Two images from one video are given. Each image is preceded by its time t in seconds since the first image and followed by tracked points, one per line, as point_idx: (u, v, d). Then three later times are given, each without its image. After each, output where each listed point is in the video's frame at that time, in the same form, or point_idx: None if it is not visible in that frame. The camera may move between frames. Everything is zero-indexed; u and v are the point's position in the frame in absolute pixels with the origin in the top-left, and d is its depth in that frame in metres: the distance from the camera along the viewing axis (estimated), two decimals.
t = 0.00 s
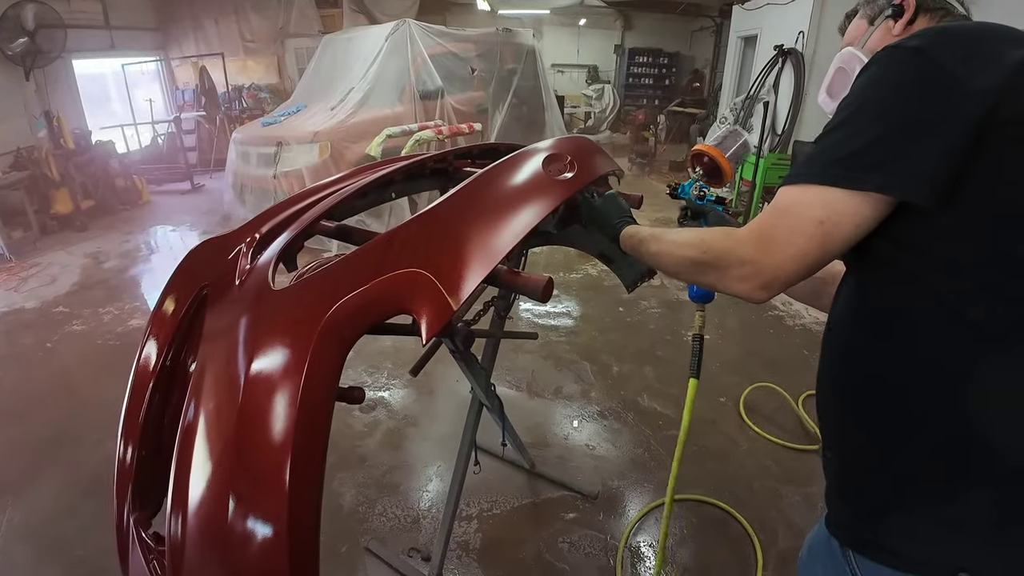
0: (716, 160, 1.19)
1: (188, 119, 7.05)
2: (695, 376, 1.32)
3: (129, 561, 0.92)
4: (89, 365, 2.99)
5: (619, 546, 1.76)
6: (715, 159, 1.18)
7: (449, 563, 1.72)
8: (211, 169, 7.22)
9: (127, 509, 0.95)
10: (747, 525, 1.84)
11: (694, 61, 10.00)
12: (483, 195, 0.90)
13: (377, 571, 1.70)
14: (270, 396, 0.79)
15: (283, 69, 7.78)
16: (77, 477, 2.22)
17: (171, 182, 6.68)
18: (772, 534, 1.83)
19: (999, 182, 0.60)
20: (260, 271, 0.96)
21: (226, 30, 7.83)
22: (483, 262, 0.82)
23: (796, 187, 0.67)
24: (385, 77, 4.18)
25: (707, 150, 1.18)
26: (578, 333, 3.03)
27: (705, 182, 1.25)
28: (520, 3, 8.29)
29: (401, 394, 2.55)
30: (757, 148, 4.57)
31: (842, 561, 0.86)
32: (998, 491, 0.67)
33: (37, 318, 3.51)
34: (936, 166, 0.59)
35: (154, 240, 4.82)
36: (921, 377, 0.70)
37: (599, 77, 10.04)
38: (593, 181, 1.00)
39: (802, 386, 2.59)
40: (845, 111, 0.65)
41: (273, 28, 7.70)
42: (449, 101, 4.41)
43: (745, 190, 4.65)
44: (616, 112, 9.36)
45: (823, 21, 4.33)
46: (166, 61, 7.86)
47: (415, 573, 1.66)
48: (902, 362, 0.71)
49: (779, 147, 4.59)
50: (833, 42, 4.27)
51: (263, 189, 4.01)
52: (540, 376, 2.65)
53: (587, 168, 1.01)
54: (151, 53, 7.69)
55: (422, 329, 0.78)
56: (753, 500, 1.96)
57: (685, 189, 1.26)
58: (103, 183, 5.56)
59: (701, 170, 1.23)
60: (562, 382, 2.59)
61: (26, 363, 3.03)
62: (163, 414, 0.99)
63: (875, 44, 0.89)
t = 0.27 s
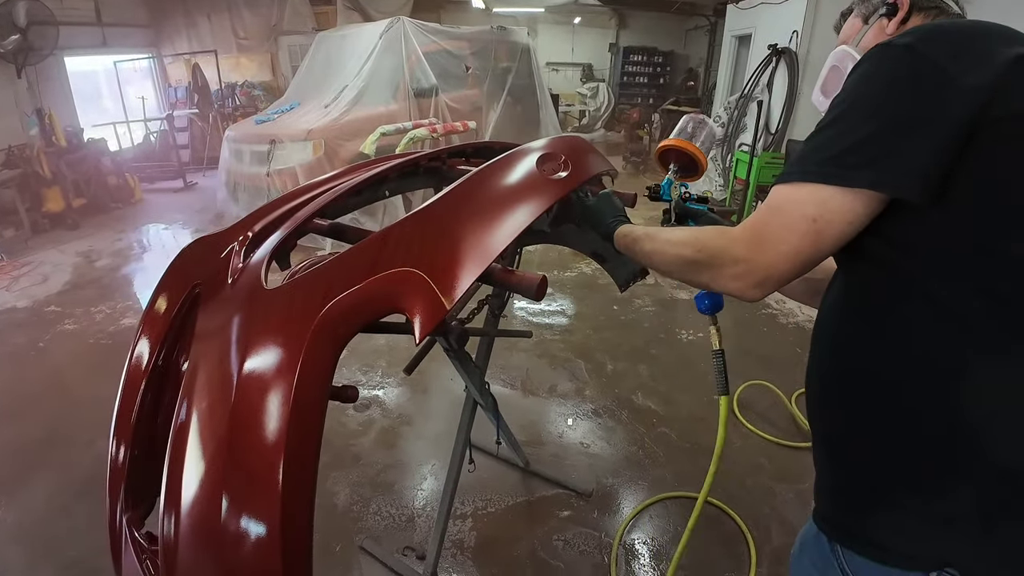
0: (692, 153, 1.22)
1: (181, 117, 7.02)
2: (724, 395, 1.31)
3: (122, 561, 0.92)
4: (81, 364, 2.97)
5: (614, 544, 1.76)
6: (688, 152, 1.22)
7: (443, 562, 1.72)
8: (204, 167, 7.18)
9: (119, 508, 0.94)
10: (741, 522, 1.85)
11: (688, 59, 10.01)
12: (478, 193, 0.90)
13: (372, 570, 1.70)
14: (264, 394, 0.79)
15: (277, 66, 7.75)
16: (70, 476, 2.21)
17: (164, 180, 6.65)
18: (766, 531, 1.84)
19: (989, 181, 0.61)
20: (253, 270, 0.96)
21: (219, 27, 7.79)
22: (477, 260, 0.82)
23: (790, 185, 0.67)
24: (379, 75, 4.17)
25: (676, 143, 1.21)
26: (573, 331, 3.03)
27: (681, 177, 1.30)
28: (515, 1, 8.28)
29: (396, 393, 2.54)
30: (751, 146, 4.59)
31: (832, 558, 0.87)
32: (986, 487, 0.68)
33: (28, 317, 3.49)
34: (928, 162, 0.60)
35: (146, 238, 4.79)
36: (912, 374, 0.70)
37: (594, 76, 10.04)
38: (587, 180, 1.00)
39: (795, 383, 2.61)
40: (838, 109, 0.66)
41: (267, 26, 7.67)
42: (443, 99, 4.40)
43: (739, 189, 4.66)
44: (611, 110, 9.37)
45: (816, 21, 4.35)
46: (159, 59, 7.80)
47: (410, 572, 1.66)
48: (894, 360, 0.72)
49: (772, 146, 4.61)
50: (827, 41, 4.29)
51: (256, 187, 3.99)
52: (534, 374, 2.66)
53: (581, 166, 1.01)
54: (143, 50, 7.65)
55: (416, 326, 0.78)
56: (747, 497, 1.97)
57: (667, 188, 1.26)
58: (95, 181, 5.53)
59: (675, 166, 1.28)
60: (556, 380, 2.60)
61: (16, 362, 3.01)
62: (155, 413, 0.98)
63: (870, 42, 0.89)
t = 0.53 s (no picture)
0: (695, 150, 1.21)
1: (175, 115, 6.99)
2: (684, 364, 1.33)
3: (116, 561, 0.92)
4: (76, 364, 2.96)
5: (609, 543, 1.77)
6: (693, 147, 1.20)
7: (439, 561, 1.73)
8: (199, 165, 7.15)
9: (113, 509, 0.94)
10: (736, 521, 1.85)
11: (684, 58, 10.02)
12: (473, 193, 0.90)
13: (368, 569, 1.70)
14: (258, 393, 0.79)
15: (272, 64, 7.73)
16: (64, 476, 2.20)
17: (158, 178, 6.62)
18: (760, 529, 1.85)
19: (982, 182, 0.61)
20: (247, 270, 0.96)
21: (214, 25, 7.77)
22: (472, 260, 0.82)
23: (784, 184, 0.67)
24: (375, 74, 4.16)
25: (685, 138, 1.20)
26: (569, 330, 3.04)
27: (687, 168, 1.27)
28: None
29: (392, 392, 2.54)
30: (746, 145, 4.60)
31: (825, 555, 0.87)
32: (976, 486, 0.68)
33: (22, 316, 3.47)
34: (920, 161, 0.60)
35: (141, 237, 4.77)
36: (903, 373, 0.71)
37: (590, 75, 10.05)
38: (582, 181, 1.01)
39: (790, 382, 2.62)
40: (831, 110, 0.66)
41: (262, 24, 7.65)
42: (439, 97, 4.40)
43: (734, 188, 4.67)
44: (607, 109, 9.37)
45: (812, 21, 4.37)
46: (153, 57, 7.77)
47: (406, 571, 1.66)
48: (887, 359, 0.72)
49: (767, 146, 4.63)
50: (821, 41, 4.31)
51: (251, 186, 3.98)
52: (530, 373, 2.66)
53: (576, 167, 1.01)
54: (138, 48, 7.62)
55: (410, 325, 0.78)
56: (742, 495, 1.98)
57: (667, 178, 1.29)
58: (89, 180, 5.50)
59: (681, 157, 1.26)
60: (552, 379, 2.60)
61: (9, 362, 2.99)
62: (150, 412, 0.98)
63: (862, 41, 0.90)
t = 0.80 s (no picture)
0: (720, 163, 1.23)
1: (172, 114, 6.97)
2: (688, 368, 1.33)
3: (110, 560, 0.92)
4: (72, 364, 2.95)
5: (606, 541, 1.77)
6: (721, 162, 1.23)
7: (437, 560, 1.73)
8: (195, 165, 7.14)
9: (107, 507, 0.94)
10: (732, 519, 1.86)
11: (681, 58, 10.03)
12: (469, 196, 0.90)
13: (365, 569, 1.69)
14: (253, 396, 0.79)
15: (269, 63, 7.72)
16: (61, 476, 2.19)
17: (155, 178, 6.59)
18: (757, 527, 1.85)
19: (976, 187, 0.61)
20: (243, 271, 0.95)
21: (210, 24, 7.75)
22: (467, 264, 0.82)
23: (774, 193, 0.68)
24: (372, 73, 4.15)
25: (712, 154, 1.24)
26: (566, 329, 3.04)
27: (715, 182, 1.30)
28: None
29: (389, 391, 2.54)
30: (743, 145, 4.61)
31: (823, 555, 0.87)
32: (973, 486, 0.69)
33: (18, 316, 3.46)
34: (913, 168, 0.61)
35: (137, 236, 4.75)
36: (899, 376, 0.71)
37: (588, 74, 10.05)
38: (577, 186, 1.01)
39: (786, 381, 2.62)
40: (825, 116, 0.66)
41: (259, 23, 7.64)
42: (437, 97, 4.40)
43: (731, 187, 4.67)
44: (605, 109, 9.37)
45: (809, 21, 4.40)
46: (149, 55, 7.75)
47: (404, 570, 1.66)
48: (883, 361, 0.72)
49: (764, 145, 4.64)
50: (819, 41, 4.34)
51: (248, 185, 3.97)
52: (527, 372, 2.67)
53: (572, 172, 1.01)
54: (134, 47, 7.60)
55: (404, 328, 0.78)
56: (739, 494, 1.98)
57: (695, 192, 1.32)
58: (85, 179, 5.48)
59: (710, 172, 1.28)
60: (550, 378, 2.61)
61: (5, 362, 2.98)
62: (145, 412, 0.98)
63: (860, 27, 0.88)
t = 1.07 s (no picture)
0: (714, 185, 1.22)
1: (172, 113, 6.97)
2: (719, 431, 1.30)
3: (109, 559, 0.92)
4: (71, 363, 2.95)
5: (606, 540, 1.77)
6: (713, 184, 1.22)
7: (437, 559, 1.73)
8: (195, 164, 7.13)
9: (106, 506, 0.94)
10: (731, 517, 1.86)
11: (681, 58, 10.03)
12: (465, 196, 0.90)
13: (365, 568, 1.70)
14: (252, 395, 0.79)
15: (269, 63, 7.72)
16: (61, 475, 2.19)
17: (154, 177, 6.59)
18: (756, 525, 1.86)
19: (978, 195, 0.62)
20: (241, 269, 0.95)
21: (210, 23, 7.75)
22: (466, 262, 0.82)
23: (778, 202, 0.68)
24: (372, 72, 4.15)
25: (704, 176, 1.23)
26: (566, 328, 3.04)
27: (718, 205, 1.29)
28: None
29: (388, 390, 2.54)
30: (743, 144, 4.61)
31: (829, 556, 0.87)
32: (977, 486, 0.69)
33: (18, 315, 3.46)
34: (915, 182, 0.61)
35: (137, 236, 4.75)
36: (904, 379, 0.71)
37: (588, 74, 10.05)
38: (575, 186, 1.01)
39: (786, 380, 2.62)
40: (828, 122, 0.65)
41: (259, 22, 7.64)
42: (436, 96, 4.39)
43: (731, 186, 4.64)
44: (605, 108, 9.37)
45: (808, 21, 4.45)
46: (149, 54, 7.75)
47: (404, 570, 1.66)
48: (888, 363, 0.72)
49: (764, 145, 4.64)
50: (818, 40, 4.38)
51: (248, 184, 3.97)
52: (527, 371, 2.66)
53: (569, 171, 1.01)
54: (134, 46, 7.60)
55: (402, 326, 0.78)
56: (738, 492, 1.98)
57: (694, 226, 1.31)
58: (84, 178, 5.47)
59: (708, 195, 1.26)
60: (549, 377, 2.61)
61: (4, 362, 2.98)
62: (145, 411, 0.98)
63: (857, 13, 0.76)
